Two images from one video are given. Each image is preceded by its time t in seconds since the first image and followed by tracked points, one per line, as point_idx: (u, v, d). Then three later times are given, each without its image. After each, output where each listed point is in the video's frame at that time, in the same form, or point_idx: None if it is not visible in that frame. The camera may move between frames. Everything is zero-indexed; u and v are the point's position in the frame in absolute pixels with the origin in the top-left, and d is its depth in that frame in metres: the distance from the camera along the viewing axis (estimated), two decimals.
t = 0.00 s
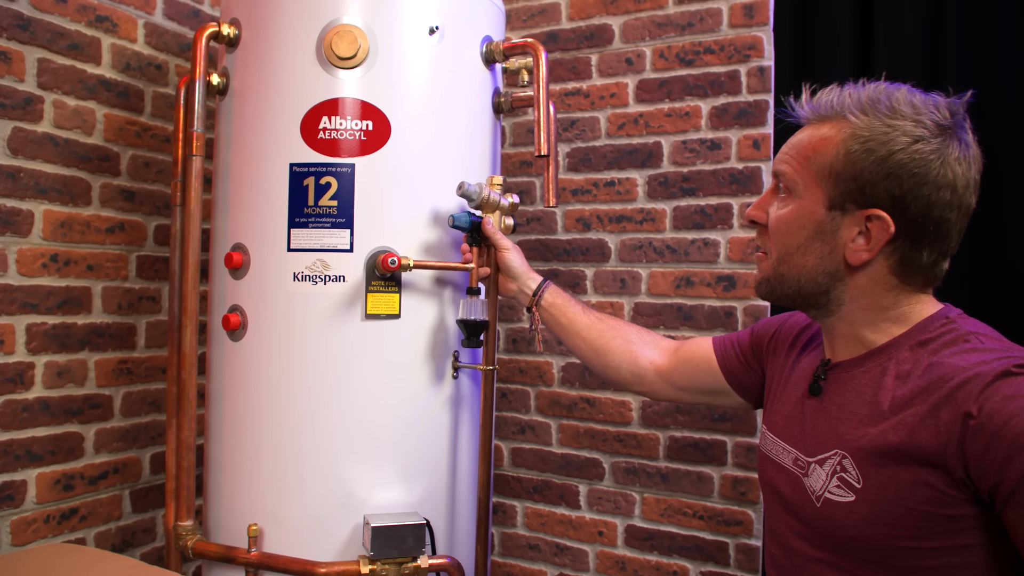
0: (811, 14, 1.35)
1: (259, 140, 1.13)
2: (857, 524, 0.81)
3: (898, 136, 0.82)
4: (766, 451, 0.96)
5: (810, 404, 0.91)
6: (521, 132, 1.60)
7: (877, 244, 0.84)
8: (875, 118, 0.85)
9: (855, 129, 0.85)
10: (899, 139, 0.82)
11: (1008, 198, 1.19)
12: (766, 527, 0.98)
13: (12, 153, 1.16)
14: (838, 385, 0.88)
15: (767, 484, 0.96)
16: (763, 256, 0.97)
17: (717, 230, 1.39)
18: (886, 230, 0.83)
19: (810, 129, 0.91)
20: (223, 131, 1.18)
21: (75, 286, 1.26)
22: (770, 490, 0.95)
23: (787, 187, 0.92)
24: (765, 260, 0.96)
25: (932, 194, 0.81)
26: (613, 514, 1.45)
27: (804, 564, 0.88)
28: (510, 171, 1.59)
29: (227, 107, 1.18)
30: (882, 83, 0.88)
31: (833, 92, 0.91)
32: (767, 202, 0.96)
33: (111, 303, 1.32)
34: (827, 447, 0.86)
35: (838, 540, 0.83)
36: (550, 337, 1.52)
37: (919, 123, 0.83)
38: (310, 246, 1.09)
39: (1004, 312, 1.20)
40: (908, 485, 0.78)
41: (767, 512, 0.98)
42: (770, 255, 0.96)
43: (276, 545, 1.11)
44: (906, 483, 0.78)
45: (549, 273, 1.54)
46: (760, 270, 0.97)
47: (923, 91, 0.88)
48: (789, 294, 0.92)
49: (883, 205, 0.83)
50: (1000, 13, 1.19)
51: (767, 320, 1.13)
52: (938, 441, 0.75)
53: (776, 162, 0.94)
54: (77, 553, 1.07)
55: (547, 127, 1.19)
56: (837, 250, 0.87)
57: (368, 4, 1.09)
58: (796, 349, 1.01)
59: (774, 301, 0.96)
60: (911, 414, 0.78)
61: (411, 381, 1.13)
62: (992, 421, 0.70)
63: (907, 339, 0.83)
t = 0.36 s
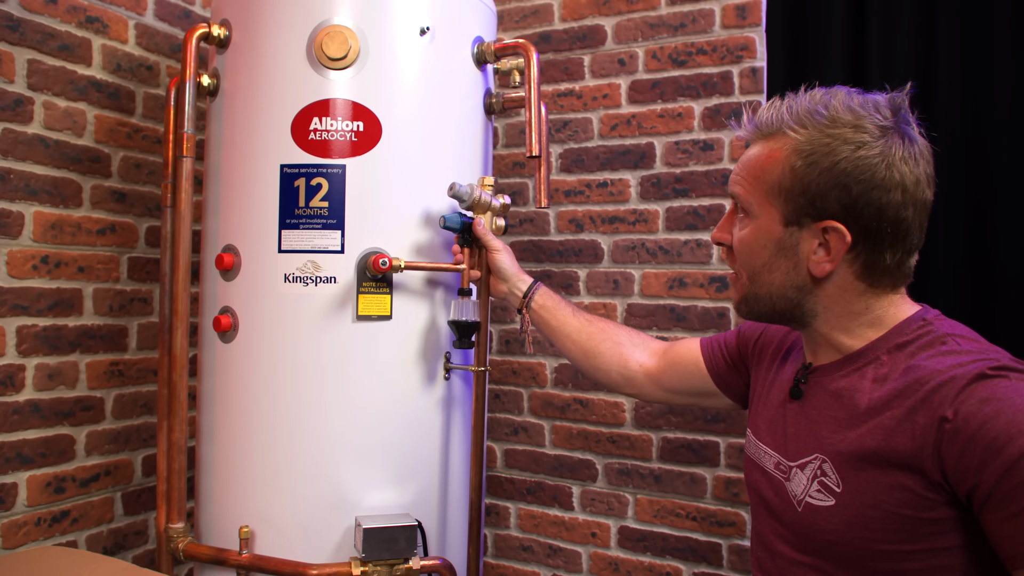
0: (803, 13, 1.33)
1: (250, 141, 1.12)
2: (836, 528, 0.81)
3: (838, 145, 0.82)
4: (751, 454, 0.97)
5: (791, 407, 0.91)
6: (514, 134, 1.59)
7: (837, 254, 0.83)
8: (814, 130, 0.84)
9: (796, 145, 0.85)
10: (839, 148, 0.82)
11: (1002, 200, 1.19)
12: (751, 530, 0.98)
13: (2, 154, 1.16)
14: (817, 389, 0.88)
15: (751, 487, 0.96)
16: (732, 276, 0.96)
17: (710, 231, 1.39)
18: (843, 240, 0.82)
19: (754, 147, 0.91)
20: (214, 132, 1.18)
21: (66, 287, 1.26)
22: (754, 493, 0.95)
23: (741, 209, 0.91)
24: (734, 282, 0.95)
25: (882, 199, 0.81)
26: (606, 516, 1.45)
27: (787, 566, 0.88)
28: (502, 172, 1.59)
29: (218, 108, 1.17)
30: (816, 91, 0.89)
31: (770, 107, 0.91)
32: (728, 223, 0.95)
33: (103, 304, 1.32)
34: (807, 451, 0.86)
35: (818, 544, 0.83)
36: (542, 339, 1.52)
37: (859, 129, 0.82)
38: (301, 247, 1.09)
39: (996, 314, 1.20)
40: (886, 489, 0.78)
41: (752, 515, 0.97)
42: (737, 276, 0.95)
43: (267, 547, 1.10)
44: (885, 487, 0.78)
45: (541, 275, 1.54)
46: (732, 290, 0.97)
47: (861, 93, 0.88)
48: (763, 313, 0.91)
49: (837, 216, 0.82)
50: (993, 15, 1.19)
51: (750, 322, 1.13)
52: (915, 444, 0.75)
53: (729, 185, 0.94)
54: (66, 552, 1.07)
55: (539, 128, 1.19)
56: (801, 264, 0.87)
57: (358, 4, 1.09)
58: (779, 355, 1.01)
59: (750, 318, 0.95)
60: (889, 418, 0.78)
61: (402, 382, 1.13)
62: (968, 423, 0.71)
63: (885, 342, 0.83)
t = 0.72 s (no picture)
0: (799, 15, 1.38)
1: (244, 141, 1.12)
2: (806, 523, 0.79)
3: (861, 133, 0.78)
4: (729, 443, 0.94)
5: (770, 399, 0.89)
6: (508, 134, 1.59)
7: (840, 245, 0.81)
8: (836, 116, 0.81)
9: (816, 127, 0.81)
10: (860, 138, 0.78)
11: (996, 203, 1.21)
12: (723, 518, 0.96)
13: None
14: (799, 381, 0.86)
15: (727, 476, 0.94)
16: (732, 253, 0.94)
17: (704, 231, 1.39)
18: (847, 232, 0.80)
19: (774, 125, 0.88)
20: (207, 132, 1.18)
21: (59, 288, 1.25)
22: (729, 482, 0.93)
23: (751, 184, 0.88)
24: (734, 260, 0.92)
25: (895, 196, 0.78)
26: (600, 516, 1.45)
27: (753, 558, 0.86)
28: (497, 172, 1.59)
29: (211, 108, 1.17)
30: (848, 76, 0.85)
31: (798, 86, 0.88)
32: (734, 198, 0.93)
33: (96, 305, 1.32)
34: (784, 444, 0.83)
35: (787, 536, 0.81)
36: (537, 339, 1.52)
37: (881, 122, 0.79)
38: (295, 248, 1.09)
39: (989, 316, 1.22)
40: (859, 486, 0.75)
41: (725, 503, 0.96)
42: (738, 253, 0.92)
43: (262, 549, 1.10)
44: (858, 485, 0.75)
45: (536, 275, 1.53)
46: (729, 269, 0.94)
47: (891, 85, 0.83)
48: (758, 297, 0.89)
49: (845, 206, 0.80)
50: (986, 22, 1.22)
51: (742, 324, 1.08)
52: (891, 443, 0.72)
53: (743, 159, 0.91)
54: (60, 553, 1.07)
55: (533, 128, 1.19)
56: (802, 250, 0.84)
57: (353, 4, 1.09)
58: (762, 350, 0.97)
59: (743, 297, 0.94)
60: (868, 415, 0.75)
61: (397, 382, 1.13)
62: (945, 426, 0.67)
63: (867, 339, 0.80)
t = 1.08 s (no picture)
0: (796, 12, 1.36)
1: (242, 139, 1.12)
2: (770, 512, 0.82)
3: (842, 138, 0.80)
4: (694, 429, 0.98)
5: (732, 388, 0.92)
6: (506, 132, 1.59)
7: (803, 245, 0.83)
8: (822, 116, 0.82)
9: (800, 125, 0.82)
10: (841, 142, 0.79)
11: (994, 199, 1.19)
12: (684, 496, 1.01)
13: None
14: (758, 372, 0.89)
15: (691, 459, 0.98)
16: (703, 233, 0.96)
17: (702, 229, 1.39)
18: (814, 231, 0.82)
19: (761, 115, 0.88)
20: (206, 130, 1.18)
21: (56, 287, 1.25)
22: (694, 465, 0.98)
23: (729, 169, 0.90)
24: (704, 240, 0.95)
25: (863, 204, 0.80)
26: (599, 514, 1.45)
27: (716, 540, 0.90)
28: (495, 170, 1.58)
29: (210, 106, 1.17)
30: (840, 77, 0.85)
31: (790, 82, 0.88)
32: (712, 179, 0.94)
33: (94, 303, 1.31)
34: (748, 435, 0.86)
35: (750, 524, 0.85)
36: (536, 337, 1.52)
37: (864, 129, 0.80)
38: (293, 246, 1.09)
39: (989, 312, 1.20)
40: (820, 478, 0.79)
41: (686, 483, 1.00)
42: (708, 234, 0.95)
43: (261, 547, 1.10)
44: (821, 477, 0.79)
45: (534, 273, 1.53)
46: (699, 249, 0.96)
47: (880, 92, 0.85)
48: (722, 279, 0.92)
49: (816, 206, 0.81)
50: (983, 17, 1.19)
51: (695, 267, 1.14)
52: (855, 439, 0.75)
53: (723, 142, 0.92)
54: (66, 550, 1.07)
55: (532, 126, 1.20)
56: (767, 243, 0.87)
57: (351, 2, 1.09)
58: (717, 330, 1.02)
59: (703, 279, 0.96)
60: (831, 411, 0.78)
61: (396, 381, 1.13)
62: (909, 422, 0.71)
63: (828, 334, 0.84)
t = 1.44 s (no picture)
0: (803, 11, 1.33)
1: (252, 138, 1.12)
2: (762, 502, 0.82)
3: (829, 142, 0.80)
4: (688, 421, 0.98)
5: (724, 380, 0.92)
6: (515, 130, 1.59)
7: (791, 245, 0.84)
8: (812, 119, 0.81)
9: (790, 128, 0.82)
10: (829, 146, 0.79)
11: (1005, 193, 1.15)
12: (676, 486, 1.00)
13: (3, 152, 1.15)
14: (751, 364, 0.89)
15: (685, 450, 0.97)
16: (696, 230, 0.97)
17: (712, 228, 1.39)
18: (801, 232, 0.83)
19: (751, 117, 0.88)
20: (215, 128, 1.18)
21: (67, 285, 1.25)
22: (687, 455, 0.97)
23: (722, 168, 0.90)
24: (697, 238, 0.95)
25: (850, 207, 0.80)
26: (608, 514, 1.45)
27: (706, 530, 0.90)
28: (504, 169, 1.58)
29: (219, 105, 1.17)
30: (832, 79, 0.85)
31: (782, 83, 0.87)
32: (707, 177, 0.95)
33: (104, 302, 1.32)
34: (740, 425, 0.86)
35: (742, 514, 0.85)
36: (545, 336, 1.52)
37: (853, 132, 0.80)
38: (303, 244, 1.09)
39: (1001, 307, 1.17)
40: (813, 467, 0.78)
41: (678, 473, 1.00)
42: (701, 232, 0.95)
43: (270, 545, 1.10)
44: (814, 467, 0.78)
45: (543, 272, 1.53)
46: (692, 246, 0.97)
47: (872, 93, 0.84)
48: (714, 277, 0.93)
49: (803, 208, 0.82)
50: (993, 10, 1.16)
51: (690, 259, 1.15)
52: (848, 429, 0.75)
53: (719, 142, 0.93)
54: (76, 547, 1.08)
55: (541, 124, 1.20)
56: (757, 243, 0.87)
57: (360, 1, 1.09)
58: (711, 323, 1.02)
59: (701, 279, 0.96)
60: (824, 400, 0.78)
61: (405, 380, 1.13)
62: (901, 412, 0.70)
63: (821, 327, 0.84)
